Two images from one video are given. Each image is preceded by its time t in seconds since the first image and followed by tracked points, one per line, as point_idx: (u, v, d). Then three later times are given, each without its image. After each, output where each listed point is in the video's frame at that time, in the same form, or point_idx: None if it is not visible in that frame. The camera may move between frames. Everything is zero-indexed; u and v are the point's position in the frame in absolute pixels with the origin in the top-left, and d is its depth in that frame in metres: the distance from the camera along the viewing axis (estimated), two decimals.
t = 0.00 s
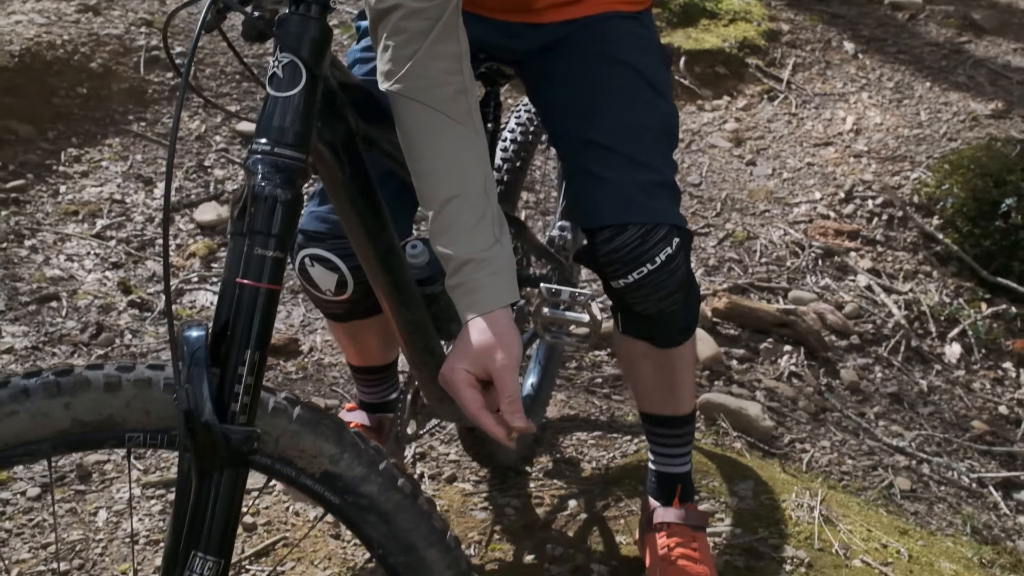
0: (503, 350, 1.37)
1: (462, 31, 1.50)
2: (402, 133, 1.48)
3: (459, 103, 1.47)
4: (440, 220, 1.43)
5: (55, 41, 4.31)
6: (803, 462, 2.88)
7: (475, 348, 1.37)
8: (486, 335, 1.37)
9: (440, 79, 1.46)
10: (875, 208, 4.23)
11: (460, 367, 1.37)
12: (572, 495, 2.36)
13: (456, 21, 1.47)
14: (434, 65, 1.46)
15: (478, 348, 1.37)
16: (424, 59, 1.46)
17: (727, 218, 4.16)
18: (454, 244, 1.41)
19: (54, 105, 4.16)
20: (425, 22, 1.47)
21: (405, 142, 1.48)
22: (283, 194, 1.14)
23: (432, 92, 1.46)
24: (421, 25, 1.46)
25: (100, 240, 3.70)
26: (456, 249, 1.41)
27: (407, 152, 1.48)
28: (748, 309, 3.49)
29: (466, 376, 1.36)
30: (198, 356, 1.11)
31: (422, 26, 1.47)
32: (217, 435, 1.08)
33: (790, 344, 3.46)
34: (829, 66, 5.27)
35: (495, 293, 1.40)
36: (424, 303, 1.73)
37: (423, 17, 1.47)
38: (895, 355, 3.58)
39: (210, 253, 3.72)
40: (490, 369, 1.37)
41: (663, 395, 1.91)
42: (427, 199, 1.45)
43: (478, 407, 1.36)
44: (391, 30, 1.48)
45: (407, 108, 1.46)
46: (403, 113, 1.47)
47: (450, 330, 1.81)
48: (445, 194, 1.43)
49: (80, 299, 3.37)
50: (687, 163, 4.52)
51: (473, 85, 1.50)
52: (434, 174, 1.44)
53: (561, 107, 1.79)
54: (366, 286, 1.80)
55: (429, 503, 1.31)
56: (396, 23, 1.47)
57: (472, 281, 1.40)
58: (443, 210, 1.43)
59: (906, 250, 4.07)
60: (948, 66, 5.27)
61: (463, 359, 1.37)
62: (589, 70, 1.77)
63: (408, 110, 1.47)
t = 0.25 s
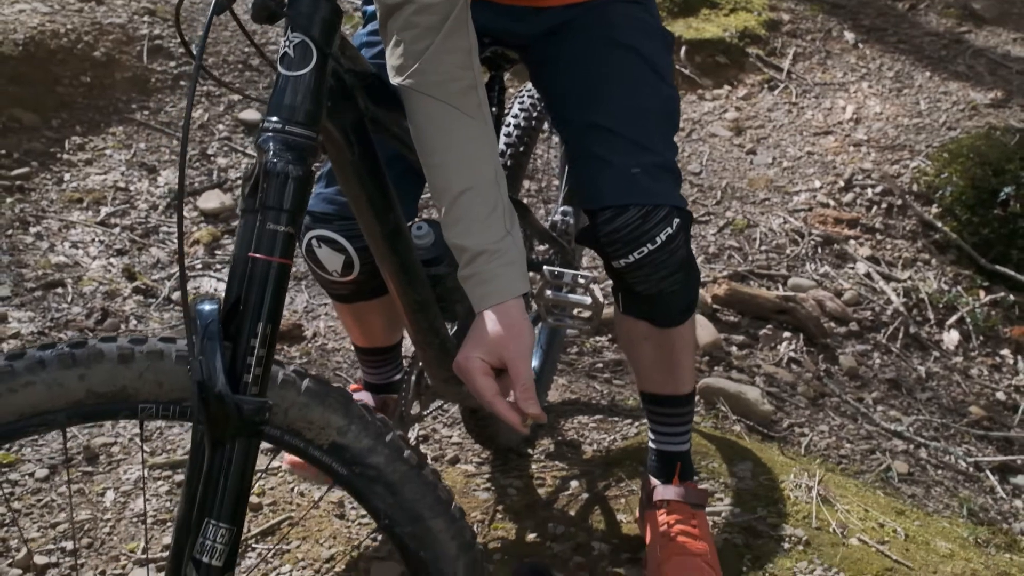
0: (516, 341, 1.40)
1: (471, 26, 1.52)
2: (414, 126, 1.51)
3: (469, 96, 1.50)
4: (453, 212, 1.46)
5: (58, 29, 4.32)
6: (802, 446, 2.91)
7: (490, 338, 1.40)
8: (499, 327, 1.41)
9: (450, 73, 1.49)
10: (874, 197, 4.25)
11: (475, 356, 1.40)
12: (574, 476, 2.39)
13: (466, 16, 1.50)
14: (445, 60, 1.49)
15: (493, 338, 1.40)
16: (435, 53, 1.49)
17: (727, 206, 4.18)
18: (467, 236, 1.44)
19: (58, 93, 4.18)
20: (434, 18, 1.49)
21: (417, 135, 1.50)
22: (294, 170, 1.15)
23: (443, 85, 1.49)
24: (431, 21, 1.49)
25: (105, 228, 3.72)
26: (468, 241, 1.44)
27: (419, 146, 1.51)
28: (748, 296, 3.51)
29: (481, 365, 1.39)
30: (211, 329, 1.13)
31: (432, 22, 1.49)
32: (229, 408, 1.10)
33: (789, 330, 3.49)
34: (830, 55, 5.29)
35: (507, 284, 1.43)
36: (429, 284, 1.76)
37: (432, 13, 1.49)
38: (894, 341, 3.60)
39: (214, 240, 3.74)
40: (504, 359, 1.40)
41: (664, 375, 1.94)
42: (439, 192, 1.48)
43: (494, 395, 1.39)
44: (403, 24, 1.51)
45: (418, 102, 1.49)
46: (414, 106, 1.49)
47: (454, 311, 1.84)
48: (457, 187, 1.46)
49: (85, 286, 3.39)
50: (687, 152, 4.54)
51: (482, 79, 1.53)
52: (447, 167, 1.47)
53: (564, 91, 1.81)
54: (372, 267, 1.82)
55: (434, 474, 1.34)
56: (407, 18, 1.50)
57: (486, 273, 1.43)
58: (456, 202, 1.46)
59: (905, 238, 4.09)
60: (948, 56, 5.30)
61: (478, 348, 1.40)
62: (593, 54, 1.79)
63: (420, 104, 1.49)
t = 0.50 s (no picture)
0: (525, 335, 1.43)
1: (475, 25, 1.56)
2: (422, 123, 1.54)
3: (476, 92, 1.53)
4: (463, 207, 1.48)
5: (60, 21, 4.33)
6: (801, 435, 2.93)
7: (500, 331, 1.43)
8: (507, 319, 1.43)
9: (458, 70, 1.52)
10: (873, 188, 4.27)
11: (486, 348, 1.43)
12: (574, 463, 2.41)
13: (472, 14, 1.54)
14: (453, 57, 1.53)
15: (503, 331, 1.43)
16: (443, 50, 1.53)
17: (727, 198, 4.20)
18: (476, 230, 1.46)
19: (60, 85, 4.19)
20: (441, 15, 1.53)
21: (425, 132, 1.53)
22: (302, 154, 1.17)
23: (450, 82, 1.52)
24: (437, 18, 1.53)
25: (107, 219, 3.74)
26: (478, 235, 1.46)
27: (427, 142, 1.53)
28: (747, 286, 3.53)
29: (492, 357, 1.43)
30: (219, 312, 1.15)
31: (438, 19, 1.53)
32: (238, 387, 1.12)
33: (788, 320, 3.51)
34: (829, 48, 5.30)
35: (517, 277, 1.45)
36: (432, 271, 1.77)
37: (438, 10, 1.53)
38: (892, 332, 3.62)
39: (216, 232, 3.76)
40: (514, 351, 1.43)
41: (663, 361, 1.96)
42: (449, 187, 1.50)
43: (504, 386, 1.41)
44: (410, 23, 1.55)
45: (427, 99, 1.52)
46: (423, 102, 1.52)
47: (457, 297, 1.86)
48: (467, 182, 1.48)
49: (88, 276, 3.41)
50: (687, 144, 4.56)
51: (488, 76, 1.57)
52: (456, 162, 1.49)
53: (566, 80, 1.83)
54: (376, 255, 1.84)
55: (438, 455, 1.36)
56: (414, 17, 1.54)
57: (494, 268, 1.45)
58: (465, 197, 1.48)
59: (904, 230, 4.11)
60: (947, 48, 5.32)
61: (489, 340, 1.43)
62: (593, 43, 1.81)
63: (428, 100, 1.52)
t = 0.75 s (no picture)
0: (531, 329, 1.45)
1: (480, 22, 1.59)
2: (428, 119, 1.55)
3: (482, 88, 1.55)
4: (470, 202, 1.50)
5: (61, 15, 4.33)
6: (799, 424, 2.95)
7: (506, 324, 1.46)
8: (514, 315, 1.45)
9: (463, 66, 1.55)
10: (872, 180, 4.29)
11: (493, 341, 1.46)
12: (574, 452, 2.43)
13: (476, 13, 1.57)
14: (459, 54, 1.55)
15: (510, 324, 1.45)
16: (449, 47, 1.55)
17: (725, 190, 4.21)
18: (485, 225, 1.48)
19: (60, 78, 4.19)
20: (445, 13, 1.56)
21: (432, 128, 1.54)
22: (306, 141, 1.18)
23: (456, 79, 1.54)
24: (443, 15, 1.56)
25: (109, 212, 3.75)
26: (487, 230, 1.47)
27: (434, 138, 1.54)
28: (745, 277, 3.55)
29: (500, 350, 1.46)
30: (225, 297, 1.16)
31: (443, 17, 1.56)
32: (243, 370, 1.13)
33: (786, 311, 3.52)
34: (828, 41, 5.32)
35: (524, 271, 1.47)
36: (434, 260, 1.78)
37: (443, 9, 1.56)
38: (890, 323, 3.64)
39: (217, 224, 3.77)
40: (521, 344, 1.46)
41: (663, 348, 1.98)
42: (456, 182, 1.51)
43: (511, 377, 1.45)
44: (416, 22, 1.58)
45: (433, 96, 1.54)
46: (429, 99, 1.54)
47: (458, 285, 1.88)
48: (474, 177, 1.50)
49: (90, 269, 3.42)
50: (686, 136, 4.57)
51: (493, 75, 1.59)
52: (463, 157, 1.51)
53: (566, 70, 1.84)
54: (377, 244, 1.85)
55: (440, 439, 1.38)
56: (420, 15, 1.57)
57: (502, 263, 1.47)
58: (473, 192, 1.49)
59: (901, 222, 4.13)
60: (945, 41, 5.34)
61: (497, 333, 1.46)
62: (593, 34, 1.82)
63: (434, 97, 1.54)
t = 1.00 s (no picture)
0: (538, 318, 1.49)
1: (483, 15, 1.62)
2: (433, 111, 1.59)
3: (485, 80, 1.59)
4: (475, 192, 1.54)
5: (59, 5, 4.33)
6: (796, 411, 2.97)
7: (513, 312, 1.49)
8: (521, 302, 1.49)
9: (467, 57, 1.59)
10: (868, 170, 4.31)
11: (500, 329, 1.49)
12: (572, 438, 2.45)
13: (479, 5, 1.61)
14: (463, 47, 1.59)
15: (518, 312, 1.48)
16: (453, 41, 1.59)
17: (723, 180, 4.23)
18: (491, 214, 1.52)
19: (59, 69, 4.19)
20: (450, 6, 1.60)
21: (437, 120, 1.58)
22: (308, 124, 1.19)
23: (460, 70, 1.58)
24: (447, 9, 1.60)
25: (108, 202, 3.76)
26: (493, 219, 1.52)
27: (439, 129, 1.59)
28: (743, 266, 3.57)
29: (508, 337, 1.49)
30: (229, 278, 1.17)
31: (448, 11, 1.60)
32: (246, 349, 1.15)
33: (784, 300, 3.54)
34: (825, 31, 5.34)
35: (529, 259, 1.51)
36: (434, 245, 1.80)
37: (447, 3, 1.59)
38: (887, 311, 3.66)
39: (217, 214, 3.78)
40: (527, 331, 1.49)
41: (661, 332, 2.01)
42: (461, 173, 1.55)
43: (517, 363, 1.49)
44: (421, 15, 1.62)
45: (438, 89, 1.58)
46: (433, 89, 1.58)
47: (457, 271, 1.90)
48: (480, 168, 1.54)
49: (91, 258, 3.44)
50: (684, 127, 4.59)
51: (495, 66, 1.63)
52: (467, 147, 1.55)
53: (565, 58, 1.86)
54: (377, 230, 1.86)
55: (441, 420, 1.39)
56: (424, 9, 1.61)
57: (509, 252, 1.51)
58: (478, 182, 1.54)
59: (898, 211, 4.15)
60: (941, 32, 5.36)
61: (504, 321, 1.49)
62: (592, 21, 1.83)
63: (439, 88, 1.58)
